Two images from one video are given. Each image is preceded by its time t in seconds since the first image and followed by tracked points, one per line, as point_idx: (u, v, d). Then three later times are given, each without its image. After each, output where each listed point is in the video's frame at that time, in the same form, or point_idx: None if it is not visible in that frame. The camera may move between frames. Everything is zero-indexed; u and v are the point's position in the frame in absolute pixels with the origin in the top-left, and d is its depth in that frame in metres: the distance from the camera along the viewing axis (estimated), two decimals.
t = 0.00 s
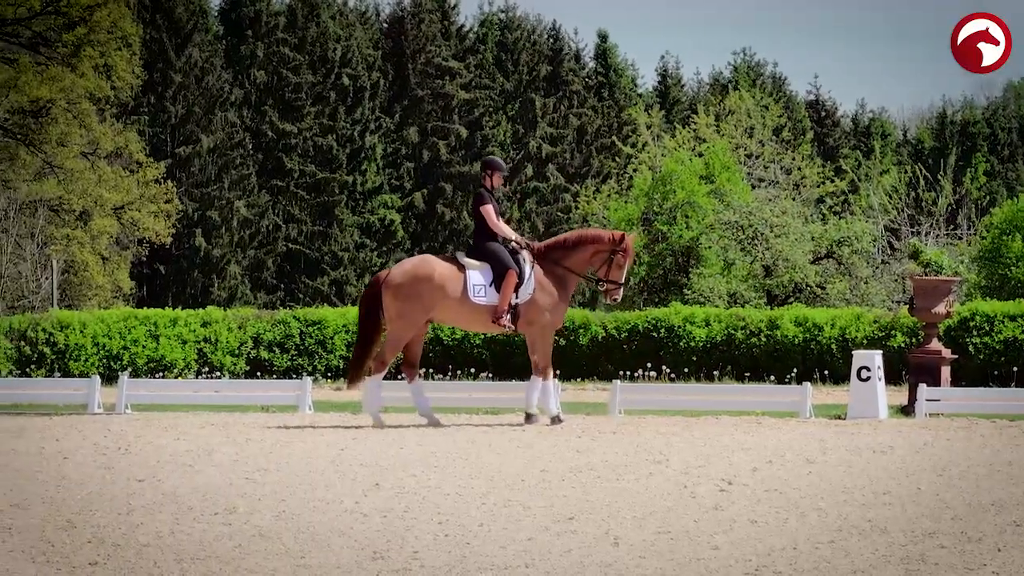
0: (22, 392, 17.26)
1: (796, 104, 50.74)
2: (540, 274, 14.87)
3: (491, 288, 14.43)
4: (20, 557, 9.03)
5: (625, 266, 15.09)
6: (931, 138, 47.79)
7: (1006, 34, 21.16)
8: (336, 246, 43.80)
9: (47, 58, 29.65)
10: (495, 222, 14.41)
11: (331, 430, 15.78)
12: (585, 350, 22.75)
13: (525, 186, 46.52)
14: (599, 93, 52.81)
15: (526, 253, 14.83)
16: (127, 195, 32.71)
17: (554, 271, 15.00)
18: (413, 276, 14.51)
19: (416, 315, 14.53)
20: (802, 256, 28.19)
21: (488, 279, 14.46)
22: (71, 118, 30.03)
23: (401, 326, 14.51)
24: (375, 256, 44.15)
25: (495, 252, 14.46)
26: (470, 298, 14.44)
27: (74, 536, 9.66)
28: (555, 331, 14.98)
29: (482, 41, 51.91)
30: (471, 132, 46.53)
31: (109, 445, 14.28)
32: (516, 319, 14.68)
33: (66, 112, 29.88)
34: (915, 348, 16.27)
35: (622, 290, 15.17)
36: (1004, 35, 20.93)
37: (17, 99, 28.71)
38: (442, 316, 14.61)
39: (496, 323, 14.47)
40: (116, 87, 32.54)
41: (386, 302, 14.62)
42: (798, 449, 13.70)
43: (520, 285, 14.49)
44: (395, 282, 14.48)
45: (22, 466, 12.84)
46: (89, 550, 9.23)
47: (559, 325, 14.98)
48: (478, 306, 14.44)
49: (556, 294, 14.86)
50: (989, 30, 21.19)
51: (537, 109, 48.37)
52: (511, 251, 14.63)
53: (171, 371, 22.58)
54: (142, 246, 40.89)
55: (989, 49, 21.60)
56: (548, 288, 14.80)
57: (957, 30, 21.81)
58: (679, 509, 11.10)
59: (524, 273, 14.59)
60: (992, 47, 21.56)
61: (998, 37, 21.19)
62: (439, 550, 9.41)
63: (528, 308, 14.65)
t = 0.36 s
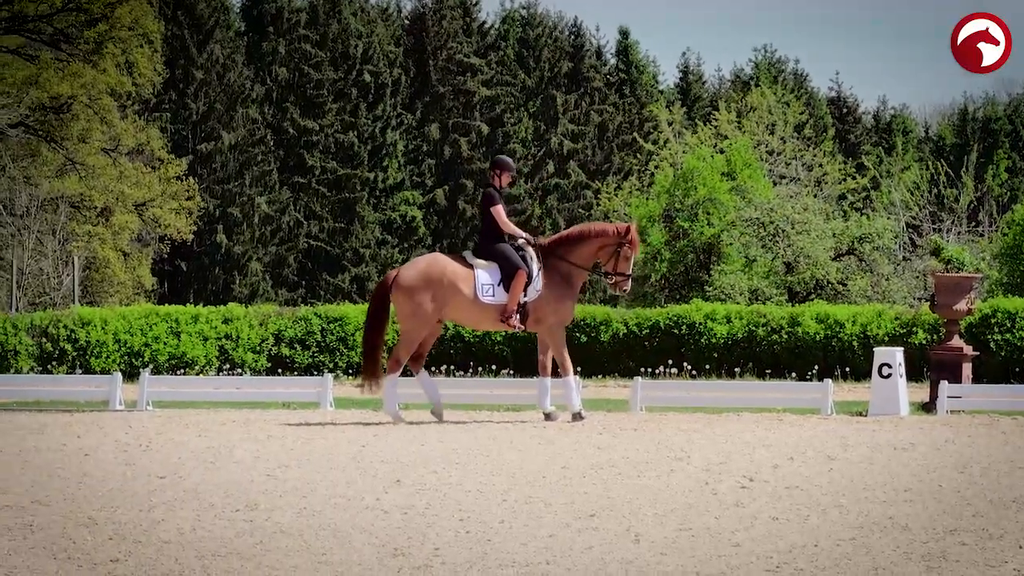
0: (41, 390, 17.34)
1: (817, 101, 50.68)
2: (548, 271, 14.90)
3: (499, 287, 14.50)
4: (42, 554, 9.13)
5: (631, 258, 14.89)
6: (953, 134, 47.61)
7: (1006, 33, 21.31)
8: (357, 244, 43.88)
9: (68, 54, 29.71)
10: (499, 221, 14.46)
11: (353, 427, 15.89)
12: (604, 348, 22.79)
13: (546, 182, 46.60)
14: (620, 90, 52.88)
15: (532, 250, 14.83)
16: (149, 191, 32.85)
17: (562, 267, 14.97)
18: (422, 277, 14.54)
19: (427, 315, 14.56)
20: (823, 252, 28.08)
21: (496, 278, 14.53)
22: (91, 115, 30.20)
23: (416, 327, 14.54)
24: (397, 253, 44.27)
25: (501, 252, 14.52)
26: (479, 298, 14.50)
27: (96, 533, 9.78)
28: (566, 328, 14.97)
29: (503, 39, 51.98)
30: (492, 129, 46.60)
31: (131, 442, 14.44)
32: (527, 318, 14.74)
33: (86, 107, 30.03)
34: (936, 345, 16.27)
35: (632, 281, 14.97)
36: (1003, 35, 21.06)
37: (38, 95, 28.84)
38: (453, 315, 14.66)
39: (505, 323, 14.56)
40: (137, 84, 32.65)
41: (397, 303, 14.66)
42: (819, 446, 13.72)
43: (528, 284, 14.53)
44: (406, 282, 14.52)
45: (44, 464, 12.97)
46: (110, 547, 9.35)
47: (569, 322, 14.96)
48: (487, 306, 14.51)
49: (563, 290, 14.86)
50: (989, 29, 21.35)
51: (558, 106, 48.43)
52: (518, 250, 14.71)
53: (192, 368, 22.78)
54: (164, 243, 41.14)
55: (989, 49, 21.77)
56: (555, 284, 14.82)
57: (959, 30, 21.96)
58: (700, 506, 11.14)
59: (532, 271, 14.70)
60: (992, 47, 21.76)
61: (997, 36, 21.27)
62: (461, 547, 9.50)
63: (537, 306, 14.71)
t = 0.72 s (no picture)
0: (54, 389, 17.36)
1: (829, 100, 50.59)
2: (554, 267, 14.93)
3: (506, 284, 14.55)
4: (54, 554, 9.18)
5: (637, 247, 14.82)
6: (966, 133, 47.43)
7: (1006, 34, 21.21)
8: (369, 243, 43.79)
9: (80, 53, 29.78)
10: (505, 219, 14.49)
11: (365, 426, 15.93)
12: (616, 347, 22.80)
13: (557, 180, 46.60)
14: (631, 89, 52.88)
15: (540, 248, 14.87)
16: (161, 190, 32.90)
17: (569, 262, 14.97)
18: (433, 274, 14.57)
19: (438, 314, 14.59)
20: (835, 252, 27.95)
21: (503, 275, 14.58)
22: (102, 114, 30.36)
23: (426, 326, 14.55)
24: (408, 252, 44.28)
25: (506, 249, 14.55)
26: (487, 295, 14.55)
27: (108, 532, 9.83)
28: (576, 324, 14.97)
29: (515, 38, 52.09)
30: (504, 128, 46.66)
31: (143, 441, 14.50)
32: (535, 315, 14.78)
33: (97, 106, 30.13)
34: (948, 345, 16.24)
35: (639, 272, 14.80)
36: (1003, 35, 20.97)
37: (49, 94, 29.02)
38: (462, 313, 14.71)
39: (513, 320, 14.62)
40: (148, 82, 32.73)
41: (408, 302, 14.66)
42: (831, 445, 13.71)
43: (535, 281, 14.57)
44: (417, 279, 14.54)
45: (56, 463, 13.04)
46: (121, 546, 9.39)
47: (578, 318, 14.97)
48: (495, 304, 14.56)
49: (571, 286, 14.85)
50: (989, 29, 21.24)
51: (570, 104, 48.33)
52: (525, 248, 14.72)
53: (204, 368, 22.84)
54: (176, 242, 41.23)
55: (989, 49, 21.72)
56: (562, 280, 14.83)
57: (960, 30, 21.95)
58: (712, 505, 11.14)
59: (539, 267, 14.72)
60: (993, 47, 21.63)
61: (998, 36, 21.15)
62: (473, 546, 9.52)
63: (545, 303, 14.75)
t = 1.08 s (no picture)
0: (60, 389, 17.41)
1: (834, 101, 50.58)
2: (558, 266, 14.94)
3: (511, 286, 14.54)
4: (58, 554, 9.20)
5: (639, 235, 14.86)
6: (971, 134, 47.35)
7: (1006, 33, 21.23)
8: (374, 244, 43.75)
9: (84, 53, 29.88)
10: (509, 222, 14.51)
11: (369, 427, 15.94)
12: (620, 348, 22.72)
13: (562, 181, 46.55)
14: (636, 90, 52.91)
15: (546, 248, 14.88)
16: (165, 192, 32.94)
17: (573, 260, 14.99)
18: (439, 275, 14.51)
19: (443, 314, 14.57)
20: (839, 252, 28.01)
21: (508, 277, 14.57)
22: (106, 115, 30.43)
23: (431, 328, 14.55)
24: (413, 253, 44.32)
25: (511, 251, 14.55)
26: (491, 297, 14.55)
27: (112, 532, 9.86)
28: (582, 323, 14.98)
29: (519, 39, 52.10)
30: (509, 129, 46.71)
31: (148, 441, 14.52)
32: (541, 316, 14.78)
33: (101, 107, 30.09)
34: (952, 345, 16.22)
35: (646, 257, 14.89)
36: (1003, 35, 20.98)
37: (54, 95, 29.05)
38: (467, 313, 14.71)
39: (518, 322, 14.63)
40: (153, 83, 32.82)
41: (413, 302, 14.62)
42: (836, 445, 13.71)
43: (540, 283, 14.56)
44: (423, 280, 14.46)
45: (61, 463, 13.07)
46: (126, 546, 9.41)
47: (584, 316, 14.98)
48: (500, 306, 14.56)
49: (575, 284, 14.87)
50: (989, 29, 21.21)
51: (574, 105, 48.29)
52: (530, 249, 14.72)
53: (208, 368, 22.88)
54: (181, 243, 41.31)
55: (989, 49, 21.74)
56: (567, 279, 14.85)
57: (960, 30, 21.90)
58: (716, 506, 11.15)
59: (545, 269, 14.67)
60: (991, 47, 21.72)
61: (998, 35, 21.10)
62: (477, 547, 9.53)
63: (550, 304, 14.75)
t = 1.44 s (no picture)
0: (57, 389, 17.39)
1: (830, 101, 50.60)
2: (559, 265, 14.89)
3: (510, 286, 14.52)
4: (54, 554, 9.19)
5: (640, 230, 14.84)
6: (967, 134, 47.41)
7: (1006, 33, 21.27)
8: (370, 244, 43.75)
9: (81, 54, 29.83)
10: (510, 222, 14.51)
11: (365, 427, 15.93)
12: (616, 348, 22.69)
13: (559, 181, 46.51)
14: (632, 90, 52.94)
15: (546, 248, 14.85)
16: (160, 191, 33.13)
17: (574, 258, 14.93)
18: (438, 276, 14.62)
19: (443, 314, 14.62)
20: (835, 252, 28.08)
21: (508, 278, 14.54)
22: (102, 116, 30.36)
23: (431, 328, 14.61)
24: (409, 253, 44.32)
25: (511, 250, 14.52)
26: (491, 298, 14.54)
27: (109, 532, 9.85)
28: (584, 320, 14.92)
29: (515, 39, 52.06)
30: (504, 130, 46.67)
31: (143, 442, 14.51)
32: (542, 316, 14.73)
33: (96, 107, 29.95)
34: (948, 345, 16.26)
35: (648, 252, 14.92)
36: (1003, 36, 21.02)
37: (50, 95, 29.02)
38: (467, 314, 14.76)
39: (518, 323, 14.60)
40: (149, 83, 32.81)
41: (413, 304, 14.70)
42: (832, 445, 13.72)
43: (539, 283, 14.53)
44: (422, 281, 14.59)
45: (57, 463, 13.05)
46: (122, 546, 9.40)
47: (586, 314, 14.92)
48: (501, 307, 14.54)
49: (577, 282, 14.82)
50: (989, 28, 21.22)
51: (570, 106, 48.31)
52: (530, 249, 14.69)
53: (204, 368, 22.84)
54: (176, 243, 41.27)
55: (989, 49, 21.77)
56: (568, 277, 14.78)
57: (960, 30, 21.90)
58: (712, 506, 11.15)
59: (545, 268, 14.62)
60: (991, 47, 21.75)
61: (997, 35, 21.11)
62: (472, 547, 9.52)
63: (550, 303, 14.69)
